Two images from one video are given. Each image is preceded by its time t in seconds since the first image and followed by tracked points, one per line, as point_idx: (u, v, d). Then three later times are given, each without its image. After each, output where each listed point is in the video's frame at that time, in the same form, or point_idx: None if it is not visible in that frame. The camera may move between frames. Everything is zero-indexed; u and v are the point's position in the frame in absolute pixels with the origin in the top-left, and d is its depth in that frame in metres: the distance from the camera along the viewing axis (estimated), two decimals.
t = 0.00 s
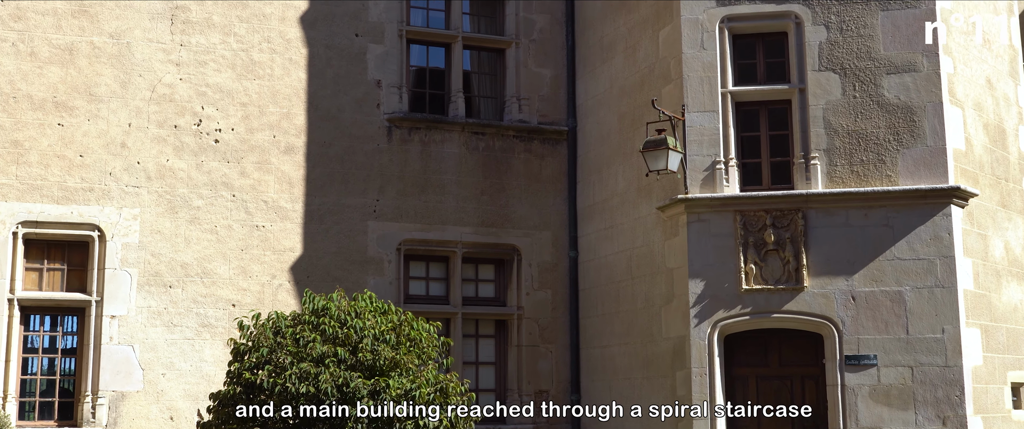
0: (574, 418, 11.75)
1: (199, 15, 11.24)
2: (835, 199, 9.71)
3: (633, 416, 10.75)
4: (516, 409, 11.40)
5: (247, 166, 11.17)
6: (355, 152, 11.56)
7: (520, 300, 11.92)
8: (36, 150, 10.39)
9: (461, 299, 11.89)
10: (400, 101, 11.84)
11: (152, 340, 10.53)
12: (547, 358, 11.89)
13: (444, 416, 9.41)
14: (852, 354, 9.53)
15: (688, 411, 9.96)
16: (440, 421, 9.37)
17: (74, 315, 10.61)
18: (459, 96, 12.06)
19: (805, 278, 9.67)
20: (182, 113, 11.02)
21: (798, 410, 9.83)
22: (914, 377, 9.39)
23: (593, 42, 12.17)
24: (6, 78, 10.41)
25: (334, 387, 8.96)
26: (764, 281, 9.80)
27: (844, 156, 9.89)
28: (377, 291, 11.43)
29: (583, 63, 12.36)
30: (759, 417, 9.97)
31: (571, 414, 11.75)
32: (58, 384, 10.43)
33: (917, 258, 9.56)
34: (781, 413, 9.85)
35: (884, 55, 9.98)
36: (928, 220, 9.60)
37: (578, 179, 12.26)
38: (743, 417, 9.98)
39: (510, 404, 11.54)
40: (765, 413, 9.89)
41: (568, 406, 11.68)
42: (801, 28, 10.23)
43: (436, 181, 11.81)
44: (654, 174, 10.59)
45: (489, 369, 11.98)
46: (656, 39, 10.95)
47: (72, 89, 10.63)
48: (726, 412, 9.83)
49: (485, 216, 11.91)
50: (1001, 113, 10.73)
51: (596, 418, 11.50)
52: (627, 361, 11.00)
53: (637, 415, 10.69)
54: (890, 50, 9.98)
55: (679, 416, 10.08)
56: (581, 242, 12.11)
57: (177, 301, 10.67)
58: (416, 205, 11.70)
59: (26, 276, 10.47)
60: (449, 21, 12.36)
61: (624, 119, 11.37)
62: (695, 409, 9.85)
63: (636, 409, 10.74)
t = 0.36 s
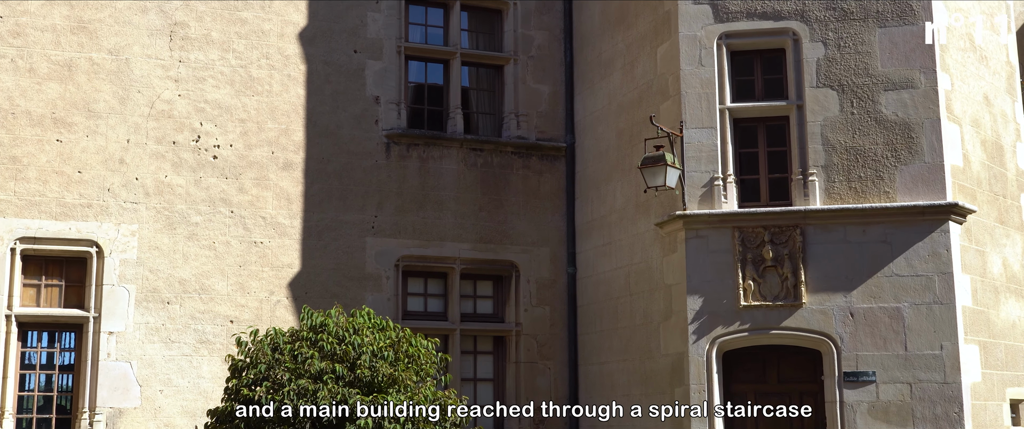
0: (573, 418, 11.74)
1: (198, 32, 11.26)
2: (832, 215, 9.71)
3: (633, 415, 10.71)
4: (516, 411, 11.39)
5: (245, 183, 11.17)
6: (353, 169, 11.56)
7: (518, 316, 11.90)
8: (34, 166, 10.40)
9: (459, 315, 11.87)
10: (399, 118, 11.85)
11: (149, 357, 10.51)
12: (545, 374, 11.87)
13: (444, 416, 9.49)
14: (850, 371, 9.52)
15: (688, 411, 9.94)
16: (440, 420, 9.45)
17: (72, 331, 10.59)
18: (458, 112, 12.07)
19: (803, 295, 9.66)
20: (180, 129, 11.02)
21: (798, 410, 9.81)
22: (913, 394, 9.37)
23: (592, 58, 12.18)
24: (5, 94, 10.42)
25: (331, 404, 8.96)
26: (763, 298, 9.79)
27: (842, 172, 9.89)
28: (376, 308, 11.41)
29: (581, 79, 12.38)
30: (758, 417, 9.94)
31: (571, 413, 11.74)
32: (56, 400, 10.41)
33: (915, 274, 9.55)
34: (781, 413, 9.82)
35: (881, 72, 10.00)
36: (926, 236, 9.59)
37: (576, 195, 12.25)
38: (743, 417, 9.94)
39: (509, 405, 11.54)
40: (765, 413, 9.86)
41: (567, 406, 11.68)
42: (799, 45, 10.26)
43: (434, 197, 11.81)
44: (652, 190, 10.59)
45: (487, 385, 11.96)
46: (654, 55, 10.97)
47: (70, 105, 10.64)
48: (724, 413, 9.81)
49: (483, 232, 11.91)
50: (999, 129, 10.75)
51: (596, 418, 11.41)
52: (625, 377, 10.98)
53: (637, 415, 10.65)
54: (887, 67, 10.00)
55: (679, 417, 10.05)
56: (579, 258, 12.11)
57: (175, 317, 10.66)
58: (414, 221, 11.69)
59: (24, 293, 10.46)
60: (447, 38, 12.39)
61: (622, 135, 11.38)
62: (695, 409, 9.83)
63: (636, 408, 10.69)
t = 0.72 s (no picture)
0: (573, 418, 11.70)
1: (197, 46, 11.26)
2: (832, 230, 9.70)
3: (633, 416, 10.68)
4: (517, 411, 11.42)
5: (244, 197, 11.16)
6: (352, 183, 11.56)
7: (517, 330, 11.87)
8: (33, 180, 10.39)
9: (459, 330, 11.85)
10: (398, 132, 11.84)
11: (148, 371, 10.48)
12: (544, 389, 11.84)
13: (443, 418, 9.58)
14: (850, 385, 9.49)
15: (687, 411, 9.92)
16: (440, 421, 9.56)
17: (70, 345, 10.56)
18: (457, 127, 12.07)
19: (803, 309, 9.64)
20: (179, 143, 11.02)
21: (798, 410, 9.78)
22: (913, 409, 9.34)
23: (591, 72, 12.19)
24: (4, 108, 10.42)
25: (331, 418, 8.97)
26: (762, 312, 9.76)
27: (841, 187, 9.88)
28: (375, 322, 11.39)
29: (580, 94, 12.38)
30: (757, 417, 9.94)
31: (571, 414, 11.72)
32: (54, 415, 10.38)
33: (914, 289, 9.53)
34: (781, 413, 9.81)
35: (880, 86, 10.00)
36: (926, 250, 9.58)
37: (576, 209, 12.24)
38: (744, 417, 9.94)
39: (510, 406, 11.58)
40: (765, 413, 9.87)
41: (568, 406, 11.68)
42: (798, 59, 10.27)
43: (433, 211, 11.80)
44: (652, 204, 10.57)
45: (486, 399, 11.92)
46: (653, 69, 10.97)
47: (69, 119, 10.64)
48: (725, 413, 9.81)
49: (482, 247, 11.89)
50: (998, 144, 10.74)
51: (595, 418, 11.39)
52: (625, 392, 10.95)
53: (637, 415, 10.62)
54: (886, 81, 10.00)
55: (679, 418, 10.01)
56: (579, 273, 12.08)
57: (173, 332, 10.63)
58: (413, 235, 11.68)
59: (22, 307, 10.44)
60: (447, 52, 12.39)
61: (621, 149, 11.37)
62: (695, 410, 9.82)
63: (636, 408, 10.67)
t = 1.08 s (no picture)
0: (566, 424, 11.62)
1: (195, 62, 11.28)
2: (829, 247, 9.69)
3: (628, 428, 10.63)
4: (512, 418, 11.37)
5: (241, 213, 11.15)
6: (350, 199, 11.55)
7: (515, 348, 11.85)
8: (30, 197, 10.39)
9: (456, 347, 11.82)
10: (396, 149, 11.85)
11: (144, 388, 10.45)
12: (541, 406, 11.80)
13: None
14: (847, 403, 9.47)
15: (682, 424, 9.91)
16: None
17: (67, 363, 10.54)
18: (454, 144, 12.08)
19: (801, 327, 9.61)
20: (177, 160, 11.02)
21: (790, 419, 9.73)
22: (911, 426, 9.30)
23: (589, 89, 12.20)
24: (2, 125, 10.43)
25: None
26: (760, 329, 9.74)
27: (838, 204, 9.87)
28: (372, 339, 11.36)
29: (577, 111, 12.38)
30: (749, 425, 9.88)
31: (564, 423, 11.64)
32: None
33: (912, 306, 9.51)
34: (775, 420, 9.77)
35: (877, 104, 10.00)
36: (923, 267, 9.56)
37: (573, 227, 12.23)
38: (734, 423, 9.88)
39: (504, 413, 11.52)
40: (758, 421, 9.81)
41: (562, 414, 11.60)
42: (796, 76, 10.28)
43: (431, 228, 11.79)
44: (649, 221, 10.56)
45: (483, 417, 11.88)
46: (650, 86, 10.98)
47: (67, 136, 10.64)
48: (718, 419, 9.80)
49: (480, 264, 11.87)
50: (995, 161, 10.74)
51: None
52: (622, 409, 10.91)
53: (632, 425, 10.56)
54: (883, 98, 10.01)
55: None
56: (576, 290, 12.06)
57: (170, 349, 10.60)
58: (411, 252, 11.66)
59: (19, 324, 10.42)
60: (444, 69, 12.41)
61: (619, 167, 11.37)
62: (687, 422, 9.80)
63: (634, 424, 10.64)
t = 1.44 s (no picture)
0: None
1: (191, 79, 11.28)
2: (825, 265, 9.68)
3: None
4: None
5: (236, 230, 11.13)
6: (344, 216, 11.54)
7: (510, 365, 11.82)
8: (24, 213, 10.36)
9: (451, 364, 11.79)
10: (391, 166, 11.84)
11: (138, 406, 10.41)
12: (536, 424, 11.77)
13: None
14: (843, 421, 9.45)
15: None
16: None
17: (60, 379, 10.50)
18: (450, 161, 12.07)
19: (796, 344, 9.60)
20: (172, 177, 11.00)
21: None
22: None
23: (584, 107, 12.21)
24: None
25: None
26: (755, 347, 9.72)
27: (834, 221, 9.87)
28: (367, 356, 11.33)
29: (573, 128, 12.39)
30: None
31: None
32: None
33: (907, 324, 9.51)
34: None
35: (872, 121, 10.02)
36: (918, 285, 9.56)
37: (569, 244, 12.22)
38: None
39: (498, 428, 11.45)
40: None
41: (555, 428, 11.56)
42: (791, 94, 10.29)
43: (426, 245, 11.77)
44: (645, 239, 10.55)
45: None
46: (645, 104, 11.00)
47: (62, 153, 10.63)
48: None
49: (475, 281, 11.86)
50: (990, 179, 10.75)
51: None
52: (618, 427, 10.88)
53: None
54: (878, 116, 10.03)
55: None
56: (571, 307, 12.04)
57: (164, 366, 10.57)
58: (406, 269, 11.64)
59: (13, 341, 10.38)
60: (440, 86, 12.42)
61: (614, 184, 11.37)
62: None
63: None
